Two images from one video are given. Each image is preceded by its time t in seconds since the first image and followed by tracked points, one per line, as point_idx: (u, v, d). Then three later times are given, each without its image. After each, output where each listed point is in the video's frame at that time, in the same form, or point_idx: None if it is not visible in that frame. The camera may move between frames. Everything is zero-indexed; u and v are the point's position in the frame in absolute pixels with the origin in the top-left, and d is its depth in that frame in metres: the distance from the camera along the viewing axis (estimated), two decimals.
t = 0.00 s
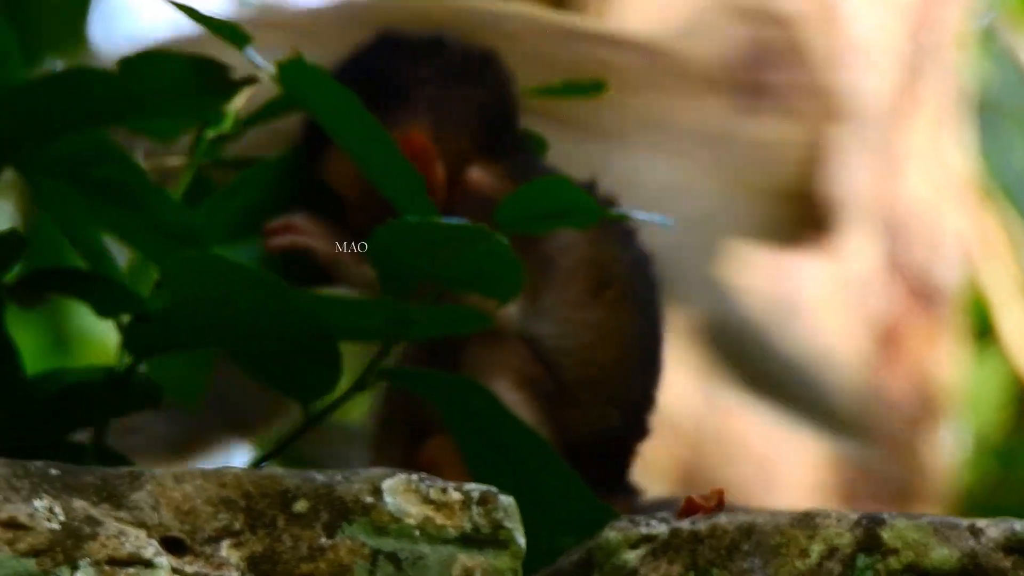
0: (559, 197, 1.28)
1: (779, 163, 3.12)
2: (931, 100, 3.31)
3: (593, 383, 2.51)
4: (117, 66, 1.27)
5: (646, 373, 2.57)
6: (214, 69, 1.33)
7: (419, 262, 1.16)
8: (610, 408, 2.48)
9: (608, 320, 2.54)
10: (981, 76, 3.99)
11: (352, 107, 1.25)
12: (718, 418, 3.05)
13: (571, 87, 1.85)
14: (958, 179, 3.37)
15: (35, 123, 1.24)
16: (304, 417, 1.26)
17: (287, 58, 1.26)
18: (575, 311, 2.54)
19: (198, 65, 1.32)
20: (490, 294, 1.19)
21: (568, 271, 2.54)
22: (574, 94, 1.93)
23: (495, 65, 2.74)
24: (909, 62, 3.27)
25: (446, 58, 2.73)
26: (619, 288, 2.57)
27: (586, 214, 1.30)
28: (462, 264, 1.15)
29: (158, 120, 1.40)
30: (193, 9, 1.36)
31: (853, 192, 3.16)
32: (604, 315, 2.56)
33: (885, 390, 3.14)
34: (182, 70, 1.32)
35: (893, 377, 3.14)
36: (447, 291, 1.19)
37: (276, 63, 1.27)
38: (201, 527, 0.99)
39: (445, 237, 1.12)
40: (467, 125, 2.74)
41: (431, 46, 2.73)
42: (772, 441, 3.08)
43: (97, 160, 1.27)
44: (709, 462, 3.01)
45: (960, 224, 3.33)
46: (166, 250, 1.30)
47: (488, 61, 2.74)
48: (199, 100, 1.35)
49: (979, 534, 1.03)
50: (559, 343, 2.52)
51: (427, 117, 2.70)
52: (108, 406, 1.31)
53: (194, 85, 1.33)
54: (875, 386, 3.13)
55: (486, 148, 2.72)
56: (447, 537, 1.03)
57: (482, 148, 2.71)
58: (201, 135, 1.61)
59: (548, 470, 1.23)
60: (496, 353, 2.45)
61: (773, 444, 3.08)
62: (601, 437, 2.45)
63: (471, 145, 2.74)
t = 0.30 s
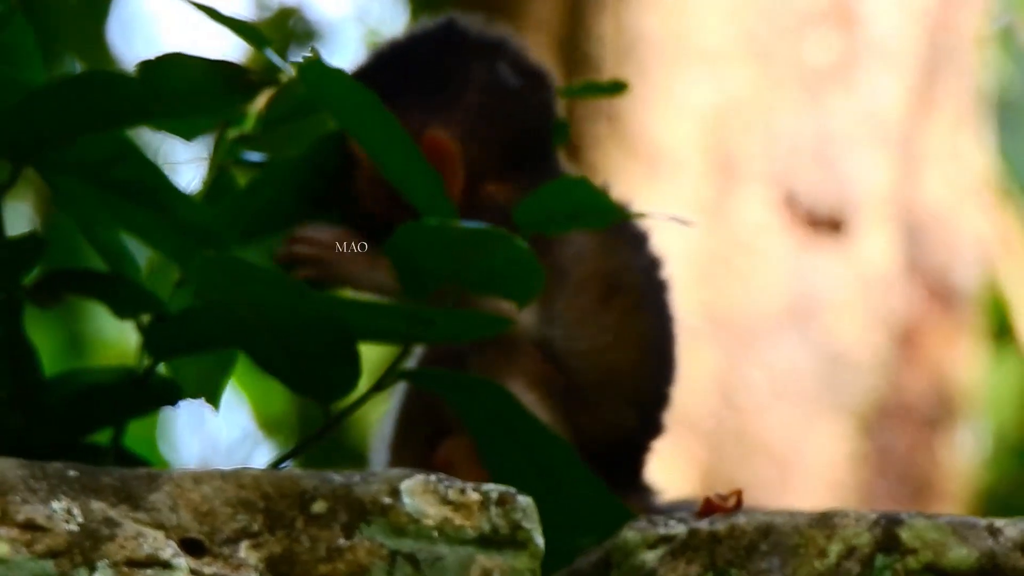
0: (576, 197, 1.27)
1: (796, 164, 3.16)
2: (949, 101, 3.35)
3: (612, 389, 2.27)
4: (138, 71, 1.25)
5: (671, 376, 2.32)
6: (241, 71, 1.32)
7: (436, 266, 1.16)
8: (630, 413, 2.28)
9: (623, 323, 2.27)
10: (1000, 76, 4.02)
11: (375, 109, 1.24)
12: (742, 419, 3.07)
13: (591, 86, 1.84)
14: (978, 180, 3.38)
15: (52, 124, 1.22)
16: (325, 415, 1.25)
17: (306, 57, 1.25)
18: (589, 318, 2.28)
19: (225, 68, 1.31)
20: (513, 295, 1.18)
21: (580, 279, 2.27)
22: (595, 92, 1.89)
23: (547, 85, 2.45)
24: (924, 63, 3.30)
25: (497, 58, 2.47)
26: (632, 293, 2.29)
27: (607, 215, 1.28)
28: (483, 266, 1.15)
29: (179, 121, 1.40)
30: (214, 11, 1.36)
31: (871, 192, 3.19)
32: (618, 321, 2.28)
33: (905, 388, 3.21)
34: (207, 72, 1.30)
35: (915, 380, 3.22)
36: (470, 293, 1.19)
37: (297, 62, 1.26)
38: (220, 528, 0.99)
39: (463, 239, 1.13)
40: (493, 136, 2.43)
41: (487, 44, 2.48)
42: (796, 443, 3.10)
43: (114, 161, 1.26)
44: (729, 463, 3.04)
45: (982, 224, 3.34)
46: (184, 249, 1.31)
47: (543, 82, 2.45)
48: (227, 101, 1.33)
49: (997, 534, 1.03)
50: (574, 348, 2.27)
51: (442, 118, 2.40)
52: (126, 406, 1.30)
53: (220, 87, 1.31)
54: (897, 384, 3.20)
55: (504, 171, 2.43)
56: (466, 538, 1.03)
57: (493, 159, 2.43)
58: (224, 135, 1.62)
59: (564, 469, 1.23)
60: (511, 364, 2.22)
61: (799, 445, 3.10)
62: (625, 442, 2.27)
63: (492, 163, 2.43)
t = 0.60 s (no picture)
0: (580, 200, 1.27)
1: (801, 168, 3.17)
2: (954, 104, 3.35)
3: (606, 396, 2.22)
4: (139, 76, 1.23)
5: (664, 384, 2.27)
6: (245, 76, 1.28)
7: (442, 269, 1.16)
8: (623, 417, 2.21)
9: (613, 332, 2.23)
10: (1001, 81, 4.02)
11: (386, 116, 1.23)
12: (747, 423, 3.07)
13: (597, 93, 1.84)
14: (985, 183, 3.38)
15: (61, 132, 1.22)
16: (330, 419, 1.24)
17: (311, 62, 1.25)
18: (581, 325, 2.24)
19: (229, 71, 1.27)
20: (514, 297, 1.18)
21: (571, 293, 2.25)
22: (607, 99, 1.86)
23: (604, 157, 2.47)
24: (930, 66, 3.31)
25: (578, 105, 2.44)
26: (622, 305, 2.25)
27: (612, 219, 1.28)
28: (486, 267, 1.15)
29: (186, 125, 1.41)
30: (219, 16, 1.36)
31: (876, 196, 3.19)
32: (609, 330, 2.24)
33: (911, 393, 3.20)
34: (210, 77, 1.27)
35: (919, 382, 3.22)
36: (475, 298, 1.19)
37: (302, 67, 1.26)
38: (225, 532, 0.99)
39: (469, 241, 1.12)
40: (521, 161, 2.43)
41: (575, 90, 2.44)
42: (803, 446, 3.08)
43: (120, 164, 1.26)
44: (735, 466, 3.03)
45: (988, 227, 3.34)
46: (187, 252, 1.31)
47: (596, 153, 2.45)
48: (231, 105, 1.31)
49: (1003, 537, 1.04)
50: (569, 356, 2.22)
51: (498, 120, 2.41)
52: (130, 410, 1.30)
53: (224, 91, 1.28)
54: (902, 388, 3.19)
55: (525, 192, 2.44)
56: (472, 542, 1.03)
57: (524, 175, 2.44)
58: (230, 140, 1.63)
59: (570, 471, 1.22)
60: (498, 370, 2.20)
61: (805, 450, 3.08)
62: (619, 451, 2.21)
63: (512, 174, 2.43)
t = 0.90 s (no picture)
0: (586, 207, 1.27)
1: (806, 175, 3.17)
2: (958, 112, 3.36)
3: (611, 405, 2.12)
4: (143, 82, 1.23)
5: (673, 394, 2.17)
6: (247, 82, 1.28)
7: (448, 277, 1.16)
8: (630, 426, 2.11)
9: (625, 340, 2.14)
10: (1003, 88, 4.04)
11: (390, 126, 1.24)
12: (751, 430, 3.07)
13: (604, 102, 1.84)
14: (989, 192, 3.39)
15: (67, 139, 1.23)
16: (335, 428, 1.23)
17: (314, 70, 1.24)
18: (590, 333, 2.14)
19: (232, 77, 1.27)
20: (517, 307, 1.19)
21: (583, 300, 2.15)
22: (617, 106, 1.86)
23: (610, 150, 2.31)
24: (934, 74, 3.32)
25: (583, 94, 2.30)
26: (631, 312, 2.16)
27: (618, 225, 1.27)
28: (488, 278, 1.15)
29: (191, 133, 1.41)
30: (224, 24, 1.36)
31: (881, 203, 3.19)
32: (619, 337, 2.14)
33: (914, 400, 3.21)
34: (214, 83, 1.27)
35: (926, 391, 3.24)
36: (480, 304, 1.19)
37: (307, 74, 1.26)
38: (229, 541, 0.99)
39: (475, 249, 1.13)
40: (522, 148, 2.27)
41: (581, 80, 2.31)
42: (805, 455, 3.09)
43: (125, 174, 1.26)
44: (741, 473, 3.04)
45: (991, 235, 3.35)
46: (192, 261, 1.30)
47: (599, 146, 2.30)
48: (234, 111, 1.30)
49: (1007, 546, 1.03)
50: (576, 364, 2.12)
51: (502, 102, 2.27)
52: (134, 419, 1.30)
53: (228, 98, 1.28)
54: (906, 396, 3.20)
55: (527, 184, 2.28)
56: (475, 551, 1.02)
57: (525, 164, 2.28)
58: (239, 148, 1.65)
59: (575, 478, 1.22)
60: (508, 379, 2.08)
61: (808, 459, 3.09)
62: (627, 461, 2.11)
63: (515, 163, 2.28)
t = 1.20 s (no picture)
0: (588, 219, 1.25)
1: (807, 189, 3.18)
2: (957, 128, 3.37)
3: (630, 409, 2.15)
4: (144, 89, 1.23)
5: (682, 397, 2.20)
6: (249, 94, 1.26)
7: (450, 289, 1.16)
8: (646, 431, 2.15)
9: (640, 347, 2.17)
10: (1001, 103, 4.06)
11: (389, 135, 1.23)
12: (751, 445, 3.07)
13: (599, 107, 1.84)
14: (990, 207, 3.40)
15: (68, 151, 1.23)
16: (333, 441, 1.21)
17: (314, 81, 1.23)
18: (607, 337, 2.17)
19: (234, 87, 1.26)
20: (521, 320, 1.19)
21: (601, 303, 2.17)
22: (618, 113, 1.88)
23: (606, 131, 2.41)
24: (935, 88, 3.33)
25: (570, 79, 2.41)
26: (646, 316, 2.18)
27: (618, 238, 1.27)
28: (490, 289, 1.15)
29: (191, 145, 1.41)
30: (225, 35, 1.37)
31: (882, 217, 3.20)
32: (635, 344, 2.17)
33: (913, 417, 3.21)
34: (214, 96, 1.26)
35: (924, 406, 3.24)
36: (479, 317, 1.19)
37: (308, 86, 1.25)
38: (226, 553, 0.99)
39: (477, 262, 1.12)
40: (526, 144, 2.39)
41: (566, 65, 2.42)
42: (806, 468, 3.09)
43: (126, 188, 1.26)
44: (739, 485, 3.03)
45: (991, 249, 3.37)
46: (192, 274, 1.31)
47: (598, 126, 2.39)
48: (235, 127, 1.29)
49: (1007, 561, 1.03)
50: (595, 370, 2.15)
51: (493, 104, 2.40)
52: (134, 432, 1.30)
53: (228, 112, 1.27)
54: (905, 411, 3.20)
55: (536, 185, 2.39)
56: (474, 563, 1.02)
57: (533, 153, 2.39)
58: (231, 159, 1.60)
59: (574, 489, 1.22)
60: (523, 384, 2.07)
61: (807, 472, 3.08)
62: (637, 467, 2.14)
63: (524, 161, 2.39)
